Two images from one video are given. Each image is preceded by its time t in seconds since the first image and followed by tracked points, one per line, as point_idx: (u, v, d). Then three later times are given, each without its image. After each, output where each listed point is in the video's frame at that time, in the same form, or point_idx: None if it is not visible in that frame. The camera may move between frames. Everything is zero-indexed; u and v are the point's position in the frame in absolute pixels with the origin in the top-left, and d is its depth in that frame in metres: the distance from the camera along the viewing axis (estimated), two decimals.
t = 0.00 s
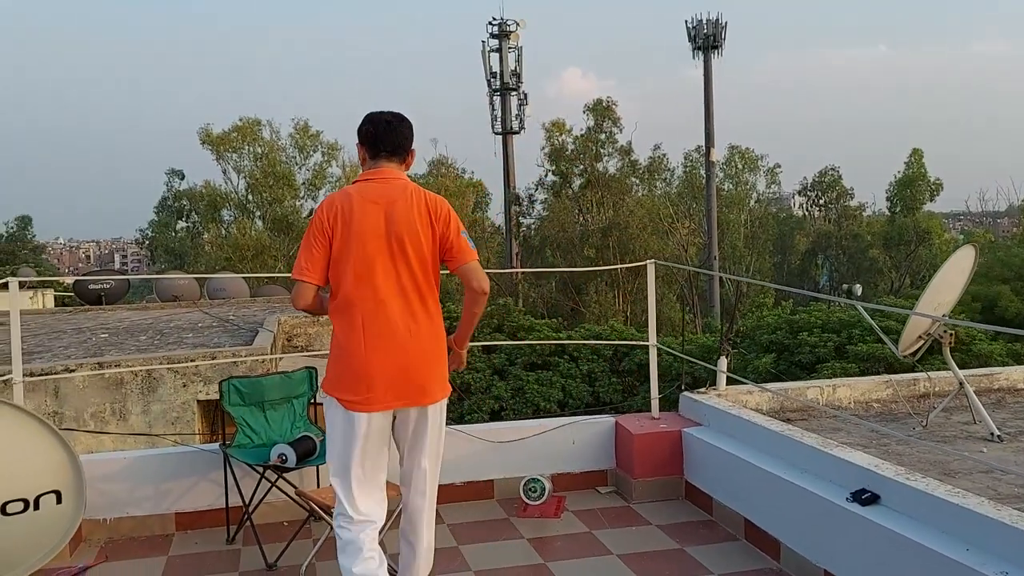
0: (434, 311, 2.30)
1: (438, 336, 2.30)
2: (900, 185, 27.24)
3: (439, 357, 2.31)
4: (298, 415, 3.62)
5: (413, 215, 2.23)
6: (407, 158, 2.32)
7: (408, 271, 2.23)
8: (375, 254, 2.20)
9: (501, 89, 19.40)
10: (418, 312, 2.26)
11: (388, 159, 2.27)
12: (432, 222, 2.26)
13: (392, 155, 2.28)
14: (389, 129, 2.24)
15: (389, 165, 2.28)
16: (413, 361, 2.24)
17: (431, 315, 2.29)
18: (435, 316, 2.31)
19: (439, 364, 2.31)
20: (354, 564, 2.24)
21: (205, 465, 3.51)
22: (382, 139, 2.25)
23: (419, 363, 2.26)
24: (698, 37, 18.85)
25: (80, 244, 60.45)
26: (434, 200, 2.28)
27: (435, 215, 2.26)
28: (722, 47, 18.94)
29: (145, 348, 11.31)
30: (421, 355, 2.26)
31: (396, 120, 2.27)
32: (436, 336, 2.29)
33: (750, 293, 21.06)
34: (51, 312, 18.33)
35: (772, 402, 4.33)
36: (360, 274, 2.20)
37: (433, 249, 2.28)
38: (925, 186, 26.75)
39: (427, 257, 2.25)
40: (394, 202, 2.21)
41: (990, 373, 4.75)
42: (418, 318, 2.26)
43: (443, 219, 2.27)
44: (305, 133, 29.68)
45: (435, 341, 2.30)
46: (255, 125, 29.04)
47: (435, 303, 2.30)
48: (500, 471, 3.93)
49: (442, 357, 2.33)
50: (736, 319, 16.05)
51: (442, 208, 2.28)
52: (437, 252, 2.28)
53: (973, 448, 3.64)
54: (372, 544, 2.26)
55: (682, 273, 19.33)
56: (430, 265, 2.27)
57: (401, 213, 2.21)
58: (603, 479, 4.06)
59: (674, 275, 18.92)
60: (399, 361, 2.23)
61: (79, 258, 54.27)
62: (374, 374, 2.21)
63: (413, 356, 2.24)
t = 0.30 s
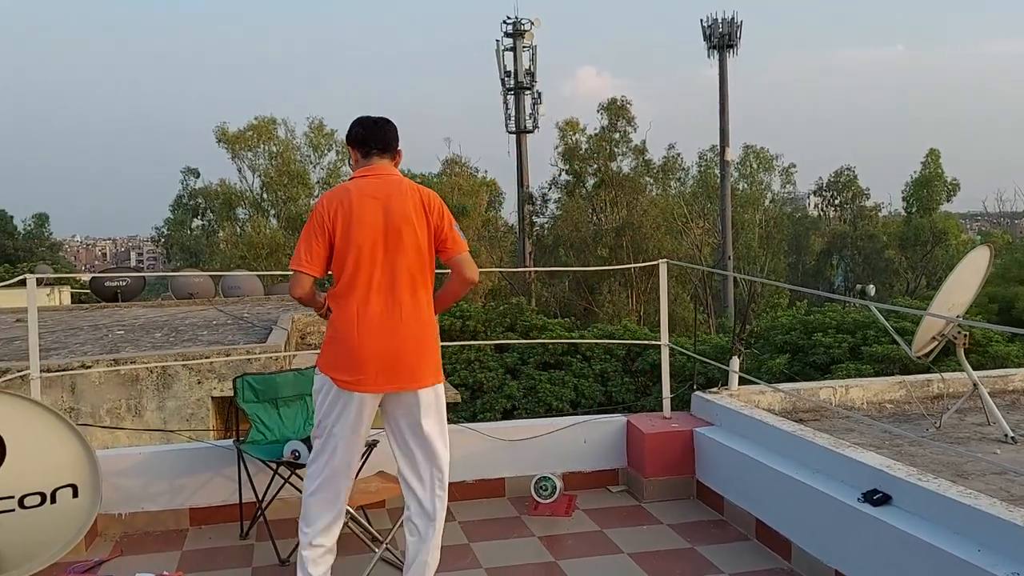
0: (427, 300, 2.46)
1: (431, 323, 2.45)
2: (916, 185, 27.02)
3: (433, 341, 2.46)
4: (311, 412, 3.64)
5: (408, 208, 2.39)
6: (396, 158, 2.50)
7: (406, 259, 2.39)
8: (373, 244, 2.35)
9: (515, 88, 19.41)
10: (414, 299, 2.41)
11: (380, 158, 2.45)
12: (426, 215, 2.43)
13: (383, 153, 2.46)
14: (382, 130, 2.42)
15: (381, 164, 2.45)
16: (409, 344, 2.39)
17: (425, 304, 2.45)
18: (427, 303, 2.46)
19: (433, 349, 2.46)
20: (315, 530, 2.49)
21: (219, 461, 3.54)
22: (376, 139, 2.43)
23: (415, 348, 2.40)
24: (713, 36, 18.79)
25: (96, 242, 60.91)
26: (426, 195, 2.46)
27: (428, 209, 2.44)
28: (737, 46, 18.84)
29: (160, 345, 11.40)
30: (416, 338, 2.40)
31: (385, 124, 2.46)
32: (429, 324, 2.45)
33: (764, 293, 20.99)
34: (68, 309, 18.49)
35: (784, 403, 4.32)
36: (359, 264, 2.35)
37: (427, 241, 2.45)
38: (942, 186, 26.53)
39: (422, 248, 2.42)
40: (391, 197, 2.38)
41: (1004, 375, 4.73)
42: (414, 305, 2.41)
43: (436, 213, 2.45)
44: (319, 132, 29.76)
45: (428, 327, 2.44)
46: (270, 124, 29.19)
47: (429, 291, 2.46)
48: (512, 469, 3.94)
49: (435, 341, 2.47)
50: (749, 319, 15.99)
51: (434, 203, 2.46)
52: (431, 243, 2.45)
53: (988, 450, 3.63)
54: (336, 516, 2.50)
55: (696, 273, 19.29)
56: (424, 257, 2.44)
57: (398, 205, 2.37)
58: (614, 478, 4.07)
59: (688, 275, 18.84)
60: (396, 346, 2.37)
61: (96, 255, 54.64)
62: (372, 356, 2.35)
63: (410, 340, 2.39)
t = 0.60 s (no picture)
0: (387, 299, 2.58)
1: (390, 320, 2.57)
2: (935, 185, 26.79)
3: (394, 338, 2.57)
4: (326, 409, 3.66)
5: (367, 214, 2.57)
6: (372, 176, 2.71)
7: (361, 261, 2.55)
8: (332, 249, 2.56)
9: (530, 88, 19.42)
10: (370, 297, 2.55)
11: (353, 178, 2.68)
12: (386, 220, 2.58)
13: (358, 174, 2.68)
14: (351, 152, 2.66)
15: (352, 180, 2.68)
16: (364, 339, 2.53)
17: (383, 303, 2.57)
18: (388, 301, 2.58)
19: (392, 345, 2.56)
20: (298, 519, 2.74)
21: (236, 457, 3.56)
22: (347, 160, 2.67)
23: (369, 342, 2.53)
24: (730, 35, 18.73)
25: (113, 240, 61.41)
26: (390, 203, 2.62)
27: (388, 215, 2.59)
28: (754, 45, 18.76)
29: (178, 342, 11.50)
30: (372, 334, 2.54)
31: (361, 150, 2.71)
32: (388, 321, 2.56)
33: (781, 294, 20.89)
34: (87, 306, 18.67)
35: (799, 403, 4.32)
36: (320, 268, 2.56)
37: (386, 243, 2.59)
38: (961, 186, 26.31)
39: (379, 250, 2.56)
40: (351, 206, 2.58)
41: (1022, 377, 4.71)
42: (369, 303, 2.55)
43: (395, 220, 2.60)
44: (335, 131, 29.85)
45: (387, 322, 2.56)
46: (287, 124, 29.35)
47: (389, 290, 2.58)
48: (526, 468, 3.95)
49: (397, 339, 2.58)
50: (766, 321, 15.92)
51: (395, 210, 2.60)
52: (390, 246, 2.58)
53: (1006, 452, 3.62)
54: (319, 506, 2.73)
55: (712, 273, 19.22)
56: (382, 258, 2.57)
57: (355, 214, 2.56)
58: (628, 477, 4.07)
59: (705, 275, 18.75)
60: (349, 341, 2.52)
61: (113, 253, 54.99)
62: (330, 351, 2.53)
63: (366, 335, 2.53)
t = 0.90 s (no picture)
0: (344, 286, 2.71)
1: (343, 307, 2.68)
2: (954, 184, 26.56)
3: (343, 323, 2.67)
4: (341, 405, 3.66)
5: (340, 221, 2.79)
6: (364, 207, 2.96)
7: (324, 255, 2.74)
8: (306, 249, 2.78)
9: (546, 86, 19.42)
10: (326, 285, 2.70)
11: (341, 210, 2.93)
12: (353, 225, 2.78)
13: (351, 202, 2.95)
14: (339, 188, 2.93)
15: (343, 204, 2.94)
16: (314, 318, 2.66)
17: (339, 290, 2.70)
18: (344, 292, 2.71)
19: (341, 325, 2.66)
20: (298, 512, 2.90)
21: (253, 452, 3.60)
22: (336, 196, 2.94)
23: (319, 322, 2.65)
24: (747, 32, 18.65)
25: (131, 238, 61.85)
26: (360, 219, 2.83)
27: (354, 223, 2.78)
28: (771, 43, 18.67)
29: (195, 338, 11.57)
30: (321, 315, 2.66)
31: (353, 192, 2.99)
32: (341, 307, 2.68)
33: (797, 293, 20.79)
34: (105, 303, 18.82)
35: (814, 401, 4.31)
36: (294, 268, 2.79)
37: (352, 244, 2.77)
38: (980, 185, 26.08)
39: (341, 247, 2.74)
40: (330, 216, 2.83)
41: None
42: (325, 289, 2.69)
43: (358, 226, 2.79)
44: (351, 130, 29.95)
45: (338, 308, 2.68)
46: (303, 122, 29.50)
47: (347, 281, 2.71)
48: (541, 465, 3.96)
49: (346, 325, 2.67)
50: (782, 320, 15.84)
51: (362, 220, 2.80)
52: (353, 246, 2.75)
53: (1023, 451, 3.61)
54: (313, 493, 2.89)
55: (727, 271, 19.15)
56: (344, 254, 2.74)
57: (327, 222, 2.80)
58: (642, 475, 4.07)
59: (721, 274, 18.67)
60: (303, 321, 2.67)
61: (130, 251, 55.42)
62: (287, 334, 2.69)
63: (316, 316, 2.66)
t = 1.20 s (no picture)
0: (330, 289, 2.70)
1: (320, 305, 2.66)
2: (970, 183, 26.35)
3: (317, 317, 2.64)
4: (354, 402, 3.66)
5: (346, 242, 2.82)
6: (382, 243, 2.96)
7: (320, 264, 2.76)
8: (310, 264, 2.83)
9: (559, 84, 19.42)
10: (313, 289, 2.70)
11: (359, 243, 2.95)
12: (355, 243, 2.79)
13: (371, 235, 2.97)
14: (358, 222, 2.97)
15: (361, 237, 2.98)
16: (294, 312, 2.67)
17: (324, 292, 2.69)
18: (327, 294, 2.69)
19: (316, 323, 2.62)
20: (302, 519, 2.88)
21: (265, 448, 3.61)
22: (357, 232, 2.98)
23: (298, 318, 2.64)
24: (761, 30, 18.58)
25: (146, 237, 62.14)
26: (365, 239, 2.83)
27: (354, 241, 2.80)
28: (785, 41, 18.57)
29: (209, 336, 11.64)
30: (299, 310, 2.67)
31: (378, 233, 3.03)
32: (319, 305, 2.66)
33: (811, 292, 20.70)
34: (121, 301, 18.95)
35: (828, 400, 4.31)
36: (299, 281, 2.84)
37: (345, 256, 2.76)
38: (996, 184, 25.86)
39: (335, 257, 2.75)
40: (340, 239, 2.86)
41: None
42: (311, 291, 2.69)
43: (358, 242, 2.79)
44: (365, 129, 30.02)
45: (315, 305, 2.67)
46: (317, 121, 29.60)
47: (331, 286, 2.70)
48: (552, 462, 3.96)
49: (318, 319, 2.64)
50: (796, 319, 15.77)
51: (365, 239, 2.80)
52: (346, 256, 2.75)
53: None
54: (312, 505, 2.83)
55: (741, 271, 19.09)
56: (336, 262, 2.74)
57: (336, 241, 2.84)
58: (654, 472, 4.07)
59: (734, 272, 18.60)
60: (285, 318, 2.67)
61: (146, 250, 55.76)
62: (269, 330, 2.72)
63: (296, 310, 2.67)
